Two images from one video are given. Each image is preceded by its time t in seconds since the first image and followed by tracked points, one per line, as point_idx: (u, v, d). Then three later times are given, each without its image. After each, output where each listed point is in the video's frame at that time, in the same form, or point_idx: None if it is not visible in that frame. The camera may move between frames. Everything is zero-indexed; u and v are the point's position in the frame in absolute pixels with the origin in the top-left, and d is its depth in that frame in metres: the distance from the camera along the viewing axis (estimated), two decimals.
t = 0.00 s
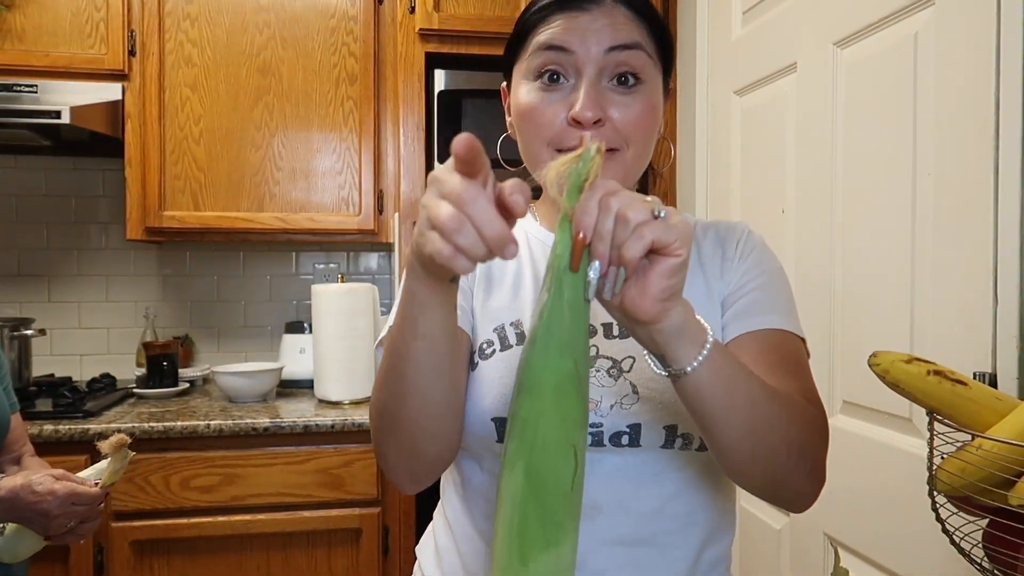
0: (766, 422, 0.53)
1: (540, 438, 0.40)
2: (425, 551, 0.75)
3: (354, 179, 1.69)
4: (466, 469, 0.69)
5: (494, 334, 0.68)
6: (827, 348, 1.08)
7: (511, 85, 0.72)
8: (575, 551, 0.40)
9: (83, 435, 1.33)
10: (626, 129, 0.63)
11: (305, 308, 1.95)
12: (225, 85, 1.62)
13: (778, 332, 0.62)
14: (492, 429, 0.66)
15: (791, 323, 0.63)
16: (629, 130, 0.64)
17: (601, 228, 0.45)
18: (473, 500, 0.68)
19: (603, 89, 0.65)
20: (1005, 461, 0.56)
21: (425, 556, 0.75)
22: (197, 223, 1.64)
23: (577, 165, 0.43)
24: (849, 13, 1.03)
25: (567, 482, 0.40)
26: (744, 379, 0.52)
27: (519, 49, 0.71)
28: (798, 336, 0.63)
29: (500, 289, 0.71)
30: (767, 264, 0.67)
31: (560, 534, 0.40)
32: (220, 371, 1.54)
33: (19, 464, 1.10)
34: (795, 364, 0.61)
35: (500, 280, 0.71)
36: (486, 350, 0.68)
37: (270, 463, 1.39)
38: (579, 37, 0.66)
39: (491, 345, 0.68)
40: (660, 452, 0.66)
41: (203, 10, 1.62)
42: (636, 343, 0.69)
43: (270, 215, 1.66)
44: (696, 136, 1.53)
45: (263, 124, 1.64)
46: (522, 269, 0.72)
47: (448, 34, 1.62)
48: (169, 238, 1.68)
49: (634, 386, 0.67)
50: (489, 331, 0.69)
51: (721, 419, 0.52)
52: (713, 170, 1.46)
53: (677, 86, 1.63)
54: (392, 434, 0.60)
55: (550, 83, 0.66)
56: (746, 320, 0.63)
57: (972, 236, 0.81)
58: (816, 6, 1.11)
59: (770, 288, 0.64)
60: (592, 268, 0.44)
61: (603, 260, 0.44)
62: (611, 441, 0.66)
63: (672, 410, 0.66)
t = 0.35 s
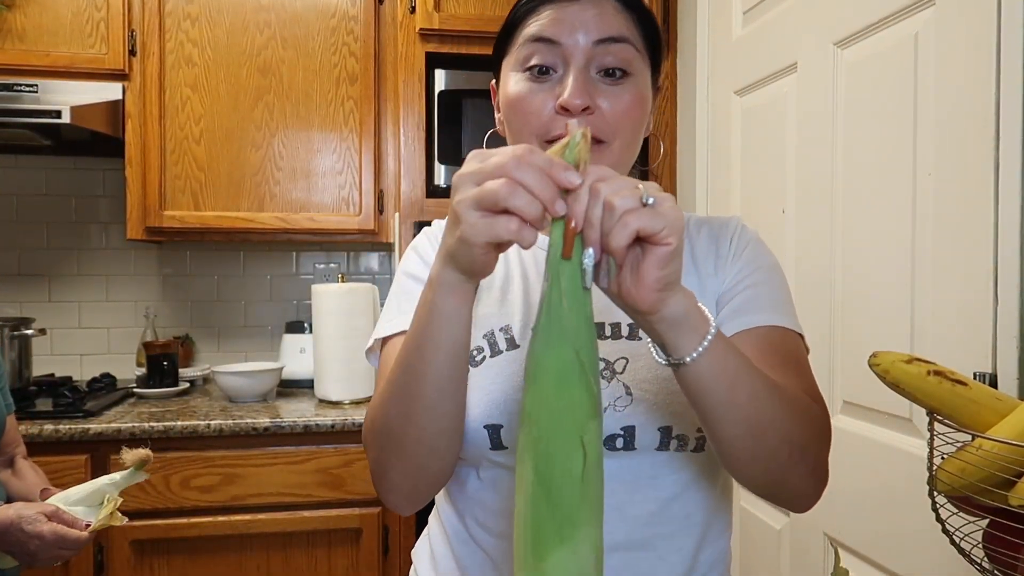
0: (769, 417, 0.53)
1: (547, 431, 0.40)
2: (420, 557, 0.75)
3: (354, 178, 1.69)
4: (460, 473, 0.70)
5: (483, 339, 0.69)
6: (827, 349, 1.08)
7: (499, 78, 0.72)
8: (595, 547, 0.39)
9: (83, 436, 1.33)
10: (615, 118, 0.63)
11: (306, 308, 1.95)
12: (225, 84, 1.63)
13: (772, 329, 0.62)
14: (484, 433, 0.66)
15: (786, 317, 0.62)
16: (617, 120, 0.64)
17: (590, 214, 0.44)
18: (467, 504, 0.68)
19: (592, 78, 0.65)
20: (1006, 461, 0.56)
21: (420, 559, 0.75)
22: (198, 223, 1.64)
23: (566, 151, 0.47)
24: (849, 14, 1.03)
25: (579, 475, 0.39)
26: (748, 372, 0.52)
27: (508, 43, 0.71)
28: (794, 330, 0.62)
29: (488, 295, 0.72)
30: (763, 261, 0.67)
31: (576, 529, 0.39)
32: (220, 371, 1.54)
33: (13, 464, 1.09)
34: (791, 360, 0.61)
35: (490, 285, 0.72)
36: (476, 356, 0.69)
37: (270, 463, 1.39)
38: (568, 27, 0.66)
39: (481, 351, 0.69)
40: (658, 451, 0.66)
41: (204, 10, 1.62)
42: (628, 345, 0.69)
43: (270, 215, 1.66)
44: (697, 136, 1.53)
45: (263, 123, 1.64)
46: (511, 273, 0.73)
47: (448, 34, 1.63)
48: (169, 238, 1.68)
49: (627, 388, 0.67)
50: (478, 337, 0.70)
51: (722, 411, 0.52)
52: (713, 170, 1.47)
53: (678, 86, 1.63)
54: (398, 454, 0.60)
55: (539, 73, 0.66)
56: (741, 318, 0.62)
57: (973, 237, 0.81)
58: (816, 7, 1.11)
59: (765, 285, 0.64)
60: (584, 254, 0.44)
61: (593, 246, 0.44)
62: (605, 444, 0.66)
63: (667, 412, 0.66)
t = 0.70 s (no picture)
0: (760, 422, 0.53)
1: (534, 452, 0.43)
2: (418, 556, 0.75)
3: (354, 179, 1.69)
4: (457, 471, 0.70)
5: (479, 336, 0.70)
6: (827, 349, 1.08)
7: (492, 85, 0.72)
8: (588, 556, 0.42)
9: (82, 436, 1.33)
10: (607, 125, 0.63)
11: (306, 308, 1.95)
12: (225, 84, 1.63)
13: (768, 330, 0.62)
14: (479, 428, 0.66)
15: (783, 319, 0.62)
16: (611, 127, 0.64)
17: (568, 234, 0.45)
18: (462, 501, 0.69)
19: (583, 86, 0.65)
20: (1006, 461, 0.56)
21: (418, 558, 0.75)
22: (198, 223, 1.64)
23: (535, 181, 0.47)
24: (849, 14, 1.03)
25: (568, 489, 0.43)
26: (737, 380, 0.52)
27: (501, 50, 0.71)
28: (792, 331, 0.62)
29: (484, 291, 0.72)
30: (760, 262, 0.67)
31: (569, 539, 0.42)
32: (220, 370, 1.54)
33: (11, 462, 1.08)
34: (789, 359, 0.60)
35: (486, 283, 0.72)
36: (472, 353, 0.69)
37: (270, 463, 1.39)
38: (557, 37, 0.65)
39: (477, 347, 0.69)
40: (657, 451, 0.66)
41: (204, 10, 1.62)
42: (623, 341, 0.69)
43: (270, 215, 1.66)
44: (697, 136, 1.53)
45: (263, 123, 1.64)
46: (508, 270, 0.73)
47: (449, 33, 1.61)
48: (170, 238, 1.68)
49: (621, 384, 0.67)
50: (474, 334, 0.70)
51: (711, 419, 0.52)
52: (714, 170, 1.46)
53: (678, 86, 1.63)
54: (398, 457, 0.61)
55: (530, 84, 0.66)
56: (739, 319, 0.63)
57: (974, 238, 0.81)
58: (816, 6, 1.11)
59: (761, 286, 0.64)
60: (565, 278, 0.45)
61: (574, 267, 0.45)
62: (599, 441, 0.66)
63: (661, 409, 0.66)
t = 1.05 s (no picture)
0: (744, 437, 0.53)
1: (530, 466, 0.42)
2: (419, 554, 0.76)
3: (354, 179, 1.69)
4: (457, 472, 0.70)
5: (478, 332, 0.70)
6: (828, 349, 1.08)
7: (489, 89, 0.72)
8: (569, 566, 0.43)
9: (82, 435, 1.33)
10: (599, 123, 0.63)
11: (306, 308, 1.95)
12: (225, 84, 1.63)
13: (764, 333, 0.62)
14: (476, 424, 0.67)
15: (780, 322, 0.63)
16: (604, 125, 0.64)
17: (578, 247, 0.45)
18: (459, 500, 0.68)
19: (575, 85, 0.65)
20: (1006, 462, 0.56)
21: (418, 555, 0.76)
22: (198, 223, 1.64)
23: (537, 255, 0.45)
24: (849, 13, 1.03)
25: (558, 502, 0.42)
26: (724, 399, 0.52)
27: (496, 55, 0.71)
28: (786, 333, 0.63)
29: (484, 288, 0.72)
30: (758, 262, 0.67)
31: (557, 552, 0.42)
32: (220, 370, 1.54)
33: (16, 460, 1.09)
34: (779, 365, 0.61)
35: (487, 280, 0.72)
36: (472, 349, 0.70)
37: (270, 462, 1.39)
38: (549, 39, 0.66)
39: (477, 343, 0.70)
40: (654, 451, 0.66)
41: (204, 10, 1.62)
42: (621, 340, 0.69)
43: (270, 215, 1.66)
44: (698, 136, 1.52)
45: (263, 123, 1.64)
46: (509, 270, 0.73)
47: (449, 33, 1.61)
48: (170, 238, 1.68)
49: (617, 383, 0.68)
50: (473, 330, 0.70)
51: (697, 437, 0.52)
52: (714, 170, 1.47)
53: (678, 86, 1.63)
54: (408, 467, 0.62)
55: (523, 85, 0.66)
56: (733, 318, 0.63)
57: (975, 238, 0.81)
58: (816, 6, 1.11)
59: (759, 288, 0.64)
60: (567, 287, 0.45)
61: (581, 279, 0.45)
62: (594, 438, 0.66)
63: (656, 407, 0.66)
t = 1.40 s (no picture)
0: (726, 443, 0.51)
1: (516, 430, 0.38)
2: (417, 553, 0.76)
3: (355, 179, 1.69)
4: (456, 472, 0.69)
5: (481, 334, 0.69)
6: (828, 350, 1.08)
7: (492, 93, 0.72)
8: (562, 541, 0.38)
9: (83, 435, 1.33)
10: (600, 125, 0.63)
11: (306, 308, 1.95)
12: (226, 84, 1.63)
13: (751, 325, 0.61)
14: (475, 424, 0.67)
15: (769, 314, 0.62)
16: (605, 133, 0.64)
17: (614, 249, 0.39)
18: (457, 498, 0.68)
19: (578, 92, 0.65)
20: (1006, 462, 0.56)
21: (417, 554, 0.76)
22: (198, 222, 1.64)
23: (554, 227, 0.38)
24: (849, 14, 1.04)
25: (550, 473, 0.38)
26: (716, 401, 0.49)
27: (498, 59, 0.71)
28: (775, 327, 0.62)
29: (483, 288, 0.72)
30: (752, 253, 0.66)
31: (543, 525, 0.37)
32: (220, 370, 1.54)
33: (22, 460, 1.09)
34: (765, 359, 0.60)
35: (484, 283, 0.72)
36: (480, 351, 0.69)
37: (270, 462, 1.39)
38: (553, 44, 0.66)
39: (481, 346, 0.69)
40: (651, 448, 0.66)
41: (205, 10, 1.62)
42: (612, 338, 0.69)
43: (271, 215, 1.66)
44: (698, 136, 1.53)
45: (263, 123, 1.64)
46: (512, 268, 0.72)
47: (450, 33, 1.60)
48: (170, 238, 1.68)
49: (611, 380, 0.68)
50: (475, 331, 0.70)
51: (682, 437, 0.49)
52: (714, 171, 1.47)
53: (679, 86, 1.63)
54: (420, 473, 0.59)
55: (526, 90, 0.66)
56: (715, 308, 0.63)
57: (975, 239, 0.81)
58: (817, 7, 1.11)
59: (750, 278, 0.64)
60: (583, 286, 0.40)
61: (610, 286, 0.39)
62: (592, 438, 0.66)
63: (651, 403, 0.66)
